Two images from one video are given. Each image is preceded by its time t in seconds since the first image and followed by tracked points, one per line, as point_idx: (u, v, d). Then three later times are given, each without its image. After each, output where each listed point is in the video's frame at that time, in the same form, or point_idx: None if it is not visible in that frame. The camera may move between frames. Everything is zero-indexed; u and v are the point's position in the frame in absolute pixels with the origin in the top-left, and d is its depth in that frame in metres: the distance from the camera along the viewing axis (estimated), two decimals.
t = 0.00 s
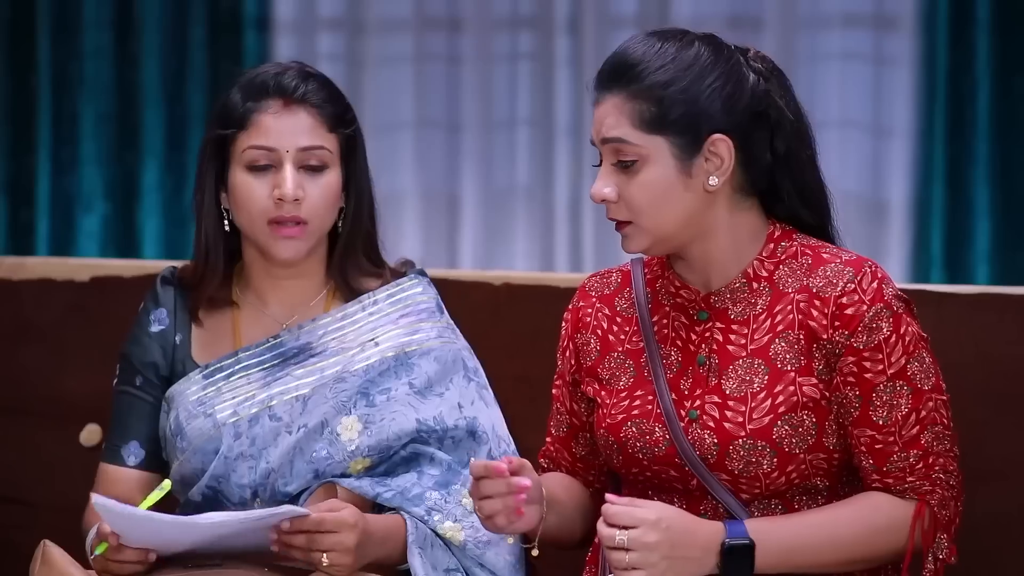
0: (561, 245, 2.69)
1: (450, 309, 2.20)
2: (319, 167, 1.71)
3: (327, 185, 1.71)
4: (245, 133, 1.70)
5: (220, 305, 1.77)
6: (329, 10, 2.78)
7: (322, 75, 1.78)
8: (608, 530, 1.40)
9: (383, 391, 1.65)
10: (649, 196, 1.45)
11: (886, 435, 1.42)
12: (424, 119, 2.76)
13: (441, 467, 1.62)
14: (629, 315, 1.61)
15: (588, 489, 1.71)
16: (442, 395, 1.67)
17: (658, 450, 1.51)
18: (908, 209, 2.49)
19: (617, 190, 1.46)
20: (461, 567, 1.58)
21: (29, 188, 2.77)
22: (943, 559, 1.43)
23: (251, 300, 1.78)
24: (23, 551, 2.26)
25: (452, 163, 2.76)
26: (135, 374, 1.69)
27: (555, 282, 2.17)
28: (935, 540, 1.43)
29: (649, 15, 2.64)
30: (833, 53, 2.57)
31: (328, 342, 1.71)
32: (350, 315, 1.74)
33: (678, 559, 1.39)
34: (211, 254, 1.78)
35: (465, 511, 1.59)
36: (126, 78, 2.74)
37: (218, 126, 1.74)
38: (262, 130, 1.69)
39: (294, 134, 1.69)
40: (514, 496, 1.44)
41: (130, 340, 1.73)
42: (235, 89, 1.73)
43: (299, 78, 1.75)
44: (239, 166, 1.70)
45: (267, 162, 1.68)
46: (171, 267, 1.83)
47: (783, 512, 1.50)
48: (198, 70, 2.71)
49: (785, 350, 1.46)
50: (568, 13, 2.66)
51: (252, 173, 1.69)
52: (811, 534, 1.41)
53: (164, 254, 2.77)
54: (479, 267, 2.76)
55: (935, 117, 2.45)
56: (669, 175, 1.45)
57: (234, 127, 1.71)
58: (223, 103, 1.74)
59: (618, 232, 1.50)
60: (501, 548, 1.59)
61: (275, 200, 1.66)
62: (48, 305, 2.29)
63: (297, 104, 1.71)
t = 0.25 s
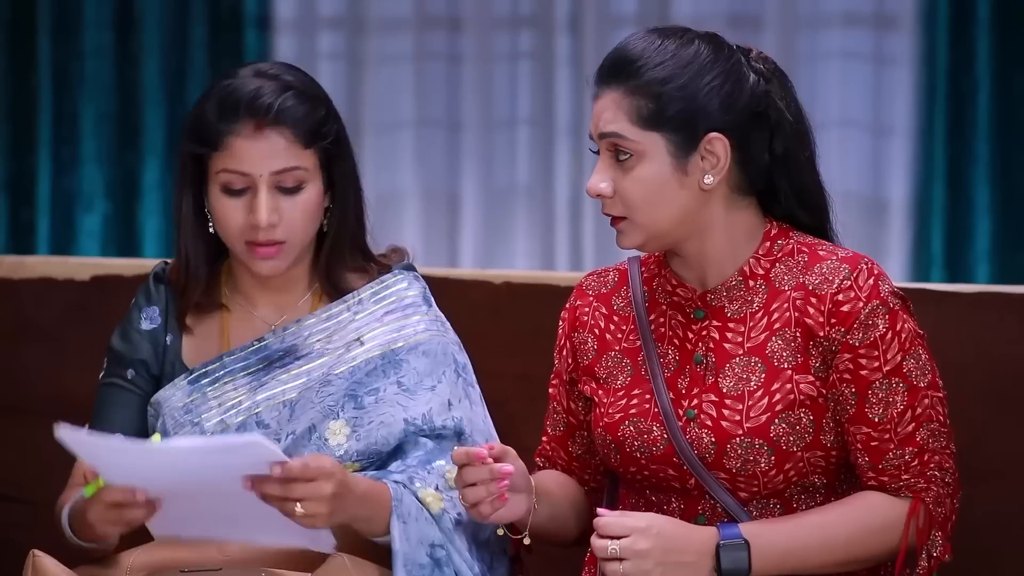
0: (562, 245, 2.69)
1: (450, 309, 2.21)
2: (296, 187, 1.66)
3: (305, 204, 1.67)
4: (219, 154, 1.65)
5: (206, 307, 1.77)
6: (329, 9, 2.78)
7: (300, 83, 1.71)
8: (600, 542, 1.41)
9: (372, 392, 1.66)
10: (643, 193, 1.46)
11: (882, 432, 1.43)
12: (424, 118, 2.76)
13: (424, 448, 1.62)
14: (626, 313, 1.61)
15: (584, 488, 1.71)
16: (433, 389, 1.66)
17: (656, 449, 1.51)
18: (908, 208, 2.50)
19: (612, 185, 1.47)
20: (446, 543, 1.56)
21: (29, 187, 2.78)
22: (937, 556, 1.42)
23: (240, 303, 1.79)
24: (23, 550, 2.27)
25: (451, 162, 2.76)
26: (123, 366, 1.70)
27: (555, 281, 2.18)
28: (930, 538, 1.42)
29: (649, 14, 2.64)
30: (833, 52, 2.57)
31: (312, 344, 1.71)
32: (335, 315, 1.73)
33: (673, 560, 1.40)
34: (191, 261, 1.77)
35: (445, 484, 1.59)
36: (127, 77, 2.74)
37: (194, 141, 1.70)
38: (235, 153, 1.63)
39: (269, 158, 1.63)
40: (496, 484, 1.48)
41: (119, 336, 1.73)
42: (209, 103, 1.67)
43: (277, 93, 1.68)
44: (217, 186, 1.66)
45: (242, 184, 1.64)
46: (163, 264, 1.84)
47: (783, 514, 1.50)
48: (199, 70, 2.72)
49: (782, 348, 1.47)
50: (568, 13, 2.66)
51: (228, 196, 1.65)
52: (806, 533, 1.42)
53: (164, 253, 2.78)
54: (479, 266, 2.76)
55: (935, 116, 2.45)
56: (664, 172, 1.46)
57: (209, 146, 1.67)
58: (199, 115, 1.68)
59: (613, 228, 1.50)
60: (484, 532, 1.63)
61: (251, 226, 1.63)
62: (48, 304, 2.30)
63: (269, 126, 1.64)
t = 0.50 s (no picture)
0: (561, 243, 2.69)
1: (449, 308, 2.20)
2: (281, 206, 1.64)
3: (290, 219, 1.65)
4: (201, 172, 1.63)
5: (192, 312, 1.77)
6: (329, 8, 2.78)
7: (286, 99, 1.67)
8: (600, 542, 1.40)
9: (362, 390, 1.66)
10: (649, 189, 1.45)
11: (882, 431, 1.42)
12: (423, 118, 2.76)
13: (407, 436, 1.61)
14: (624, 312, 1.61)
15: (581, 486, 1.71)
16: (422, 383, 1.66)
17: (655, 448, 1.51)
18: (908, 207, 2.50)
19: (617, 181, 1.46)
20: (430, 530, 1.52)
21: (29, 187, 2.77)
22: (938, 555, 1.42)
23: (231, 300, 1.79)
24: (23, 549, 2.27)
25: (451, 161, 2.76)
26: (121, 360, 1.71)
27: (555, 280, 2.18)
28: (930, 537, 1.42)
29: (650, 13, 2.64)
30: (833, 51, 2.57)
31: (303, 344, 1.71)
32: (327, 314, 1.73)
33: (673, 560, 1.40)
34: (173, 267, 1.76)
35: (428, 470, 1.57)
36: (127, 76, 2.74)
37: (178, 157, 1.68)
38: (216, 174, 1.61)
39: (251, 180, 1.61)
40: (501, 480, 1.47)
41: (116, 331, 1.75)
42: (191, 120, 1.65)
43: (261, 111, 1.64)
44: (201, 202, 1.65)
45: (225, 204, 1.62)
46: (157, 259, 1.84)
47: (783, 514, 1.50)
48: (199, 69, 2.71)
49: (782, 347, 1.47)
50: (568, 11, 2.65)
51: (213, 214, 1.63)
52: (804, 532, 1.42)
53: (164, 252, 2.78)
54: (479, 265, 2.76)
55: (935, 115, 2.45)
56: (671, 168, 1.46)
57: (193, 166, 1.64)
58: (181, 131, 1.66)
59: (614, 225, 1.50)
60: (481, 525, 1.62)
61: (235, 244, 1.62)
62: (49, 303, 2.30)
63: (250, 149, 1.61)
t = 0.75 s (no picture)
0: (561, 243, 2.69)
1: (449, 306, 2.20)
2: (278, 201, 1.64)
3: (288, 217, 1.65)
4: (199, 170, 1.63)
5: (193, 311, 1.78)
6: (329, 7, 2.78)
7: (285, 97, 1.67)
8: (600, 539, 1.40)
9: (363, 387, 1.65)
10: (654, 189, 1.45)
11: (883, 430, 1.43)
12: (423, 117, 2.76)
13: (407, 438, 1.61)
14: (626, 312, 1.61)
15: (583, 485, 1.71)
16: (425, 382, 1.65)
17: (656, 447, 1.51)
18: (908, 207, 2.50)
19: (621, 180, 1.46)
20: (430, 531, 1.52)
21: (29, 186, 2.77)
22: (938, 555, 1.43)
23: (230, 297, 1.79)
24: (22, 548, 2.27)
25: (451, 160, 2.76)
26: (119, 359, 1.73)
27: (555, 279, 2.17)
28: (931, 536, 1.43)
29: (649, 12, 2.63)
30: (833, 50, 2.57)
31: (305, 342, 1.71)
32: (328, 311, 1.73)
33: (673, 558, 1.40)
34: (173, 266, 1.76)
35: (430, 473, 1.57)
36: (126, 76, 2.74)
37: (176, 153, 1.68)
38: (212, 171, 1.61)
39: (246, 176, 1.61)
40: (512, 475, 1.47)
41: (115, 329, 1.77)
42: (190, 115, 1.65)
43: (260, 106, 1.64)
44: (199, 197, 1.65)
45: (221, 198, 1.63)
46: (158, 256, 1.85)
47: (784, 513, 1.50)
48: (198, 68, 2.71)
49: (784, 345, 1.47)
50: (568, 10, 2.65)
51: (211, 208, 1.64)
52: (805, 531, 1.42)
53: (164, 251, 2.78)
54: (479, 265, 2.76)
55: (935, 114, 2.45)
56: (676, 167, 1.45)
57: (191, 161, 1.65)
58: (180, 129, 1.66)
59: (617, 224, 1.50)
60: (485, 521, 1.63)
61: (232, 241, 1.62)
62: (49, 302, 2.29)
63: (248, 144, 1.61)
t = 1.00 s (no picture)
0: (561, 243, 2.69)
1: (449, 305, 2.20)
2: (285, 196, 1.64)
3: (295, 212, 1.65)
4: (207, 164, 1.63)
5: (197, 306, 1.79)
6: (329, 6, 2.78)
7: (294, 91, 1.68)
8: (601, 538, 1.40)
9: (369, 387, 1.65)
10: (658, 187, 1.45)
11: (885, 428, 1.43)
12: (423, 116, 2.76)
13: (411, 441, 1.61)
14: (628, 310, 1.61)
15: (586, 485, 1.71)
16: (429, 383, 1.65)
17: (658, 446, 1.51)
18: (908, 207, 2.50)
19: (625, 179, 1.46)
20: (429, 536, 1.53)
21: (28, 186, 2.77)
22: (939, 554, 1.43)
23: (236, 295, 1.79)
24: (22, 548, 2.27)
25: (452, 159, 2.76)
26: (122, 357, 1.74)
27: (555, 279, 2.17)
28: (932, 535, 1.43)
29: (649, 11, 2.64)
30: (833, 50, 2.57)
31: (310, 340, 1.71)
32: (334, 309, 1.73)
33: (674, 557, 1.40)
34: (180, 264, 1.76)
35: (431, 479, 1.57)
36: (126, 75, 2.74)
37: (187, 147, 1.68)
38: (220, 163, 1.61)
39: (254, 169, 1.61)
40: (523, 471, 1.47)
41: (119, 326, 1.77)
42: (199, 109, 1.65)
43: (269, 101, 1.65)
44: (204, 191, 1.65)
45: (229, 193, 1.63)
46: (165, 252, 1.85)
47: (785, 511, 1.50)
48: (198, 67, 2.71)
49: (786, 344, 1.47)
50: (568, 10, 2.65)
51: (218, 202, 1.64)
52: (805, 530, 1.42)
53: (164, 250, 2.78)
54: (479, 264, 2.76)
55: (935, 114, 2.45)
56: (680, 165, 1.46)
57: (198, 154, 1.65)
58: (189, 123, 1.66)
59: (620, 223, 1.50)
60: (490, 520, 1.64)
61: (239, 234, 1.62)
62: (48, 302, 2.29)
63: (256, 137, 1.61)
